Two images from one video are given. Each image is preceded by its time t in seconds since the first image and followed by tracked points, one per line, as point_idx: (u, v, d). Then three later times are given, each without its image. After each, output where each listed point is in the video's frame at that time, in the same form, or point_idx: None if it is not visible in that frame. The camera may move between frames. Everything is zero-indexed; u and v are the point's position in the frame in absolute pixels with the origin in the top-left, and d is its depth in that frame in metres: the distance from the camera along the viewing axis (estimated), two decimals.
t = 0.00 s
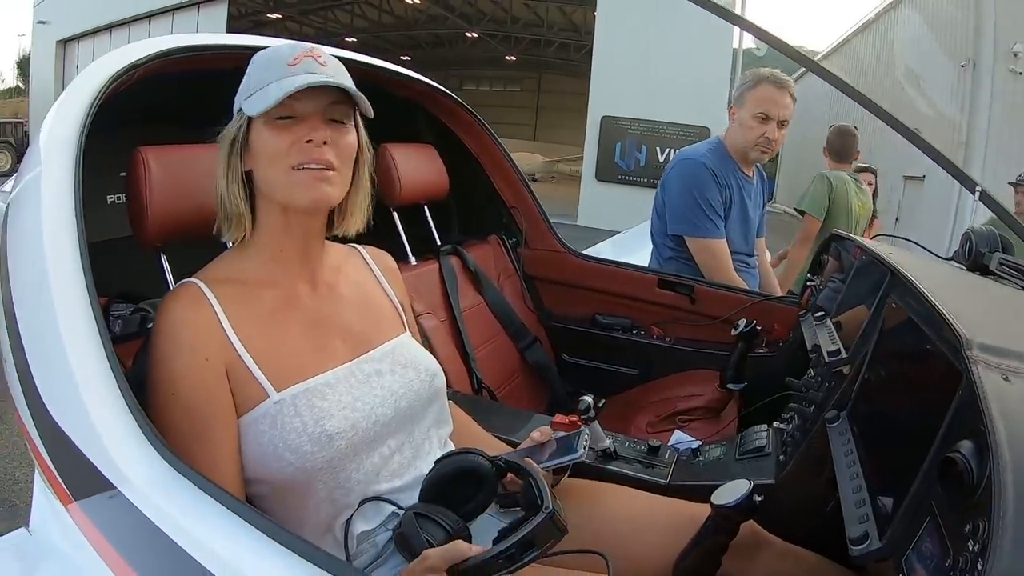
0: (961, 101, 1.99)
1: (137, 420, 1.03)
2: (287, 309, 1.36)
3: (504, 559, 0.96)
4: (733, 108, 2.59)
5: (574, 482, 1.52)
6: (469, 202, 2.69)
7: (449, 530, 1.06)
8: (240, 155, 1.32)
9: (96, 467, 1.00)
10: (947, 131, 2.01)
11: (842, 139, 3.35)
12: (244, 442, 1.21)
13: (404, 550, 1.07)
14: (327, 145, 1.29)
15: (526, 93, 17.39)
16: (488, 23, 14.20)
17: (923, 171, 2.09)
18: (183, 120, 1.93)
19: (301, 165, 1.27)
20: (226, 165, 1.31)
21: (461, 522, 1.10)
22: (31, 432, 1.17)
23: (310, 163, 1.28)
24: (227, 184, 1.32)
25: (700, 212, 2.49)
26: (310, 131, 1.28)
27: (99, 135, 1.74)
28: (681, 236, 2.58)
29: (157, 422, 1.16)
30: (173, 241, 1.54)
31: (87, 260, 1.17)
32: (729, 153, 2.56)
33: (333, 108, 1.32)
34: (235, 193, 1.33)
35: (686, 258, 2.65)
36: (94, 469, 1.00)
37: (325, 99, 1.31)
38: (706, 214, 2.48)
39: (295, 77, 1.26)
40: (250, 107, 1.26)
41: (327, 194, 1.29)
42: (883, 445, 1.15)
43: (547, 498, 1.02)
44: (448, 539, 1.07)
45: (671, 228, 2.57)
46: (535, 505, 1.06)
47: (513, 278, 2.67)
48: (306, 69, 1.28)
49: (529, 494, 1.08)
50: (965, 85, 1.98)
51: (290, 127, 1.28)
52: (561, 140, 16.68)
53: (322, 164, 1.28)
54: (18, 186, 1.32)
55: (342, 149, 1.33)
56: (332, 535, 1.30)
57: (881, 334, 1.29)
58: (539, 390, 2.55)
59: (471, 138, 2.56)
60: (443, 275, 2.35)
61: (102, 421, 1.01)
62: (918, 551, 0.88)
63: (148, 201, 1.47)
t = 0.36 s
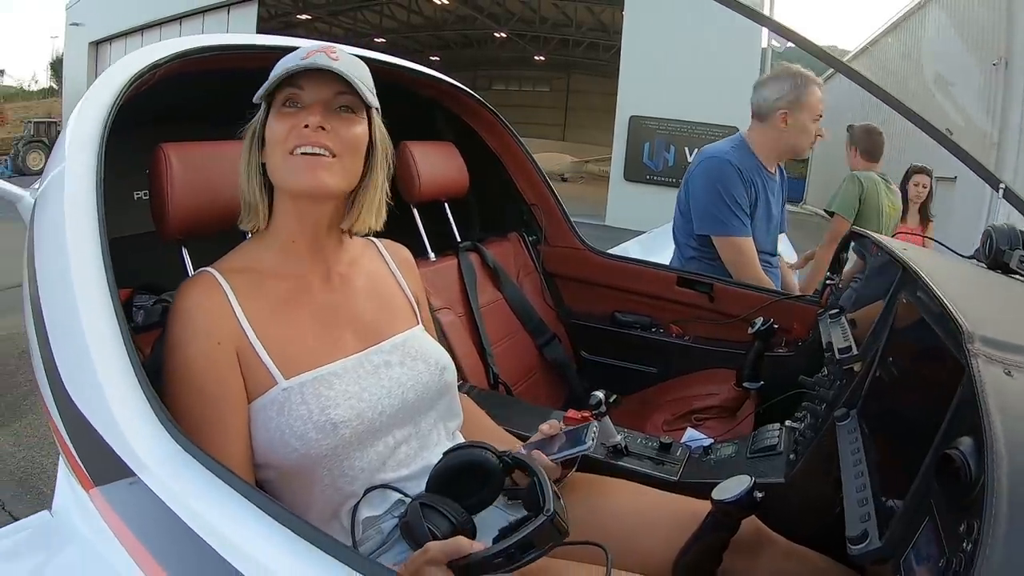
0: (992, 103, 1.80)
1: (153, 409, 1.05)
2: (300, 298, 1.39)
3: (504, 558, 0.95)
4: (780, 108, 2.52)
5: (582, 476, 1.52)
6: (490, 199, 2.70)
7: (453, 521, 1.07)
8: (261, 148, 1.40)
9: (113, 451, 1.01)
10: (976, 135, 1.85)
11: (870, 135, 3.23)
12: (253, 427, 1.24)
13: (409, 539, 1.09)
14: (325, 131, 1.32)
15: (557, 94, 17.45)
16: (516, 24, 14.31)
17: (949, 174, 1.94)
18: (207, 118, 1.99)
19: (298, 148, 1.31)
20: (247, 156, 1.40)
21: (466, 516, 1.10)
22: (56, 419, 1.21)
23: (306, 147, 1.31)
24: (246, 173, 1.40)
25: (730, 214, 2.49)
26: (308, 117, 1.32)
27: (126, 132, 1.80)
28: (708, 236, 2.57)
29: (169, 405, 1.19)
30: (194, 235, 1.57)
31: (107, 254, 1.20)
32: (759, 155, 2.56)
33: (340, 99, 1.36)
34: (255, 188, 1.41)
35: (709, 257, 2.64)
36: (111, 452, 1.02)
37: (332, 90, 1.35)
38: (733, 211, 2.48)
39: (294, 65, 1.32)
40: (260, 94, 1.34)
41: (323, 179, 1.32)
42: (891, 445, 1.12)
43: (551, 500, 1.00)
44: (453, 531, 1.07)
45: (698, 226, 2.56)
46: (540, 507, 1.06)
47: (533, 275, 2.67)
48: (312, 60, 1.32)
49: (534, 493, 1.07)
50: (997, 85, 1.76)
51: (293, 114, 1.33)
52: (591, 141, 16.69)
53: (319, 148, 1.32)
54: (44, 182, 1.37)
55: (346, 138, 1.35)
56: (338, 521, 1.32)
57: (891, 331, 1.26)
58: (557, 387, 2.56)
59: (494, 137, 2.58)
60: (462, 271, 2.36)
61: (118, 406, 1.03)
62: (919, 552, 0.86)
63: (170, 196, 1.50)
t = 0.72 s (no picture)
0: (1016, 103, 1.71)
1: (168, 390, 1.09)
2: (316, 290, 1.44)
3: (501, 543, 0.99)
4: (822, 114, 2.54)
5: (587, 468, 1.55)
6: (507, 198, 2.74)
7: (456, 506, 1.09)
8: (281, 146, 1.44)
9: (133, 431, 1.06)
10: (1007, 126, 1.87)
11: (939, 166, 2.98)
12: (270, 412, 1.28)
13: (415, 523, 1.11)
14: (344, 131, 1.36)
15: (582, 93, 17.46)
16: (540, 23, 14.42)
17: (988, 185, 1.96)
18: (230, 117, 2.05)
19: (317, 148, 1.35)
20: (268, 153, 1.44)
21: (470, 501, 1.12)
22: (82, 406, 1.27)
23: (327, 146, 1.35)
24: (267, 170, 1.45)
25: (769, 219, 2.52)
26: (328, 118, 1.36)
27: (153, 132, 1.87)
28: (741, 240, 2.58)
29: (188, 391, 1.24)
30: (215, 229, 1.63)
31: (131, 248, 1.25)
32: (787, 160, 2.62)
33: (358, 100, 1.40)
34: (275, 183, 1.45)
35: (732, 257, 2.66)
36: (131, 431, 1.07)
37: (350, 91, 1.39)
38: (770, 215, 2.50)
39: (316, 69, 1.36)
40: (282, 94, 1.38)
41: (342, 177, 1.37)
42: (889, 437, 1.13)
43: (545, 488, 1.01)
44: (457, 516, 1.09)
45: (732, 231, 2.58)
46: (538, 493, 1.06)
47: (549, 272, 2.71)
48: (332, 64, 1.36)
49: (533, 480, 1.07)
50: None
51: (313, 114, 1.37)
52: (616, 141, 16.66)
53: (339, 148, 1.36)
54: (71, 181, 1.43)
55: (364, 138, 1.39)
56: (350, 505, 1.36)
57: (893, 326, 1.27)
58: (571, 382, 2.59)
59: (512, 136, 2.61)
60: (478, 267, 2.40)
61: (139, 386, 1.08)
62: (906, 539, 0.86)
63: (192, 192, 1.56)
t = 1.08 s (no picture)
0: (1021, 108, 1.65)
1: (193, 374, 1.14)
2: (335, 281, 1.49)
3: (510, 525, 1.03)
4: (834, 114, 2.57)
5: (596, 456, 1.59)
6: (521, 196, 2.78)
7: (469, 491, 1.14)
8: (301, 142, 1.49)
9: (158, 412, 1.11)
10: None
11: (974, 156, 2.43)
12: (289, 397, 1.33)
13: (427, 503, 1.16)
14: (366, 130, 1.42)
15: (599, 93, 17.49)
16: (556, 23, 14.49)
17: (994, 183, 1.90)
18: (250, 117, 2.11)
19: (340, 146, 1.40)
20: (289, 150, 1.49)
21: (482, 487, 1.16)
22: (107, 392, 1.32)
23: (349, 145, 1.41)
24: (289, 165, 1.50)
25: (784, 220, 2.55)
26: (350, 118, 1.41)
27: (175, 131, 1.93)
28: (753, 239, 2.61)
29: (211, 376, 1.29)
30: (237, 223, 1.69)
31: (158, 239, 1.31)
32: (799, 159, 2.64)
33: (379, 100, 1.45)
34: (297, 178, 1.50)
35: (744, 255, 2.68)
36: (155, 413, 1.12)
37: (371, 92, 1.44)
38: (782, 216, 2.52)
39: (339, 71, 1.39)
40: (305, 94, 1.43)
41: (365, 175, 1.42)
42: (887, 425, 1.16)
43: (556, 476, 1.04)
44: (468, 500, 1.14)
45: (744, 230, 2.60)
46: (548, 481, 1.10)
47: (562, 268, 2.75)
48: (355, 66, 1.39)
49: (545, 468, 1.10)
50: None
51: (335, 113, 1.42)
52: (633, 141, 16.67)
53: (361, 147, 1.41)
54: (98, 178, 1.49)
55: (385, 136, 1.45)
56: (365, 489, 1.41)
57: (895, 319, 1.30)
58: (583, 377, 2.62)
59: (526, 135, 2.66)
60: (492, 262, 2.45)
61: (166, 370, 1.13)
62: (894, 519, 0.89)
63: (215, 188, 1.62)
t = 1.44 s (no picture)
0: None
1: (212, 354, 1.18)
2: (350, 269, 1.53)
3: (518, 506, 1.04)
4: (846, 110, 2.59)
5: (604, 442, 1.62)
6: (534, 192, 2.82)
7: (477, 472, 1.14)
8: (319, 136, 1.52)
9: (179, 390, 1.15)
10: None
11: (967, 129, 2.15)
12: (308, 378, 1.37)
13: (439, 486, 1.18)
14: (384, 129, 1.45)
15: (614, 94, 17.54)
16: (571, 23, 14.56)
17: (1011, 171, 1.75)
18: (267, 112, 2.16)
19: (358, 144, 1.45)
20: (307, 143, 1.52)
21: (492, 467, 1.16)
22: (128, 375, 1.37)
23: (367, 144, 1.45)
24: (307, 159, 1.53)
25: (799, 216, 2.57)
26: (369, 116, 1.44)
27: (194, 126, 1.99)
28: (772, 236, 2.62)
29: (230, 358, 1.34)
30: (254, 214, 1.73)
31: (180, 226, 1.36)
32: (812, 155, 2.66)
33: (397, 99, 1.47)
34: (315, 170, 1.54)
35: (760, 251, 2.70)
36: (175, 394, 1.16)
37: (390, 91, 1.46)
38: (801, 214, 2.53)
39: (362, 72, 1.41)
40: (324, 92, 1.45)
41: (383, 172, 1.47)
42: (887, 408, 1.19)
43: (559, 456, 1.04)
44: (478, 481, 1.15)
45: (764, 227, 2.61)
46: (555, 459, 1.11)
47: (574, 263, 2.78)
48: (374, 64, 1.41)
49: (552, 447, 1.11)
50: None
51: (354, 111, 1.45)
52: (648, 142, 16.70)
53: (379, 145, 1.45)
54: (119, 172, 1.54)
55: (402, 134, 1.48)
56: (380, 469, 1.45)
57: (897, 307, 1.33)
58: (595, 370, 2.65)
59: (539, 132, 2.69)
60: (505, 255, 2.48)
61: (188, 350, 1.18)
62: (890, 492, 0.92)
63: (233, 180, 1.66)
